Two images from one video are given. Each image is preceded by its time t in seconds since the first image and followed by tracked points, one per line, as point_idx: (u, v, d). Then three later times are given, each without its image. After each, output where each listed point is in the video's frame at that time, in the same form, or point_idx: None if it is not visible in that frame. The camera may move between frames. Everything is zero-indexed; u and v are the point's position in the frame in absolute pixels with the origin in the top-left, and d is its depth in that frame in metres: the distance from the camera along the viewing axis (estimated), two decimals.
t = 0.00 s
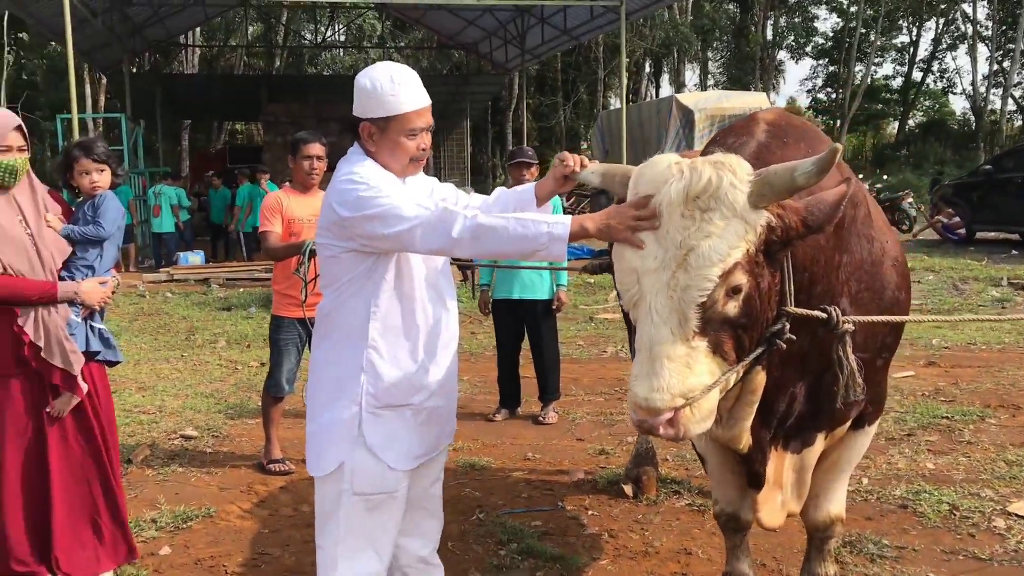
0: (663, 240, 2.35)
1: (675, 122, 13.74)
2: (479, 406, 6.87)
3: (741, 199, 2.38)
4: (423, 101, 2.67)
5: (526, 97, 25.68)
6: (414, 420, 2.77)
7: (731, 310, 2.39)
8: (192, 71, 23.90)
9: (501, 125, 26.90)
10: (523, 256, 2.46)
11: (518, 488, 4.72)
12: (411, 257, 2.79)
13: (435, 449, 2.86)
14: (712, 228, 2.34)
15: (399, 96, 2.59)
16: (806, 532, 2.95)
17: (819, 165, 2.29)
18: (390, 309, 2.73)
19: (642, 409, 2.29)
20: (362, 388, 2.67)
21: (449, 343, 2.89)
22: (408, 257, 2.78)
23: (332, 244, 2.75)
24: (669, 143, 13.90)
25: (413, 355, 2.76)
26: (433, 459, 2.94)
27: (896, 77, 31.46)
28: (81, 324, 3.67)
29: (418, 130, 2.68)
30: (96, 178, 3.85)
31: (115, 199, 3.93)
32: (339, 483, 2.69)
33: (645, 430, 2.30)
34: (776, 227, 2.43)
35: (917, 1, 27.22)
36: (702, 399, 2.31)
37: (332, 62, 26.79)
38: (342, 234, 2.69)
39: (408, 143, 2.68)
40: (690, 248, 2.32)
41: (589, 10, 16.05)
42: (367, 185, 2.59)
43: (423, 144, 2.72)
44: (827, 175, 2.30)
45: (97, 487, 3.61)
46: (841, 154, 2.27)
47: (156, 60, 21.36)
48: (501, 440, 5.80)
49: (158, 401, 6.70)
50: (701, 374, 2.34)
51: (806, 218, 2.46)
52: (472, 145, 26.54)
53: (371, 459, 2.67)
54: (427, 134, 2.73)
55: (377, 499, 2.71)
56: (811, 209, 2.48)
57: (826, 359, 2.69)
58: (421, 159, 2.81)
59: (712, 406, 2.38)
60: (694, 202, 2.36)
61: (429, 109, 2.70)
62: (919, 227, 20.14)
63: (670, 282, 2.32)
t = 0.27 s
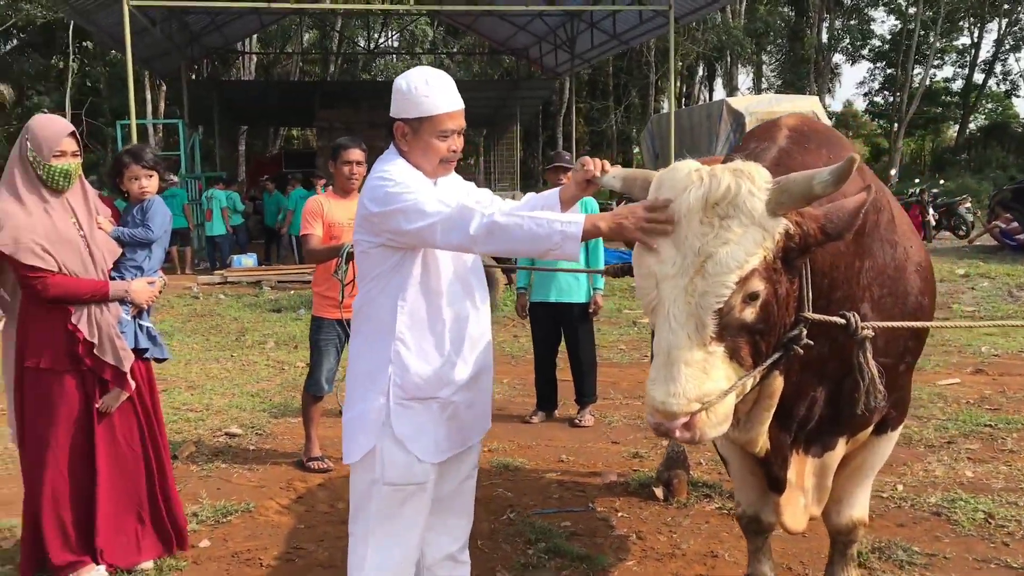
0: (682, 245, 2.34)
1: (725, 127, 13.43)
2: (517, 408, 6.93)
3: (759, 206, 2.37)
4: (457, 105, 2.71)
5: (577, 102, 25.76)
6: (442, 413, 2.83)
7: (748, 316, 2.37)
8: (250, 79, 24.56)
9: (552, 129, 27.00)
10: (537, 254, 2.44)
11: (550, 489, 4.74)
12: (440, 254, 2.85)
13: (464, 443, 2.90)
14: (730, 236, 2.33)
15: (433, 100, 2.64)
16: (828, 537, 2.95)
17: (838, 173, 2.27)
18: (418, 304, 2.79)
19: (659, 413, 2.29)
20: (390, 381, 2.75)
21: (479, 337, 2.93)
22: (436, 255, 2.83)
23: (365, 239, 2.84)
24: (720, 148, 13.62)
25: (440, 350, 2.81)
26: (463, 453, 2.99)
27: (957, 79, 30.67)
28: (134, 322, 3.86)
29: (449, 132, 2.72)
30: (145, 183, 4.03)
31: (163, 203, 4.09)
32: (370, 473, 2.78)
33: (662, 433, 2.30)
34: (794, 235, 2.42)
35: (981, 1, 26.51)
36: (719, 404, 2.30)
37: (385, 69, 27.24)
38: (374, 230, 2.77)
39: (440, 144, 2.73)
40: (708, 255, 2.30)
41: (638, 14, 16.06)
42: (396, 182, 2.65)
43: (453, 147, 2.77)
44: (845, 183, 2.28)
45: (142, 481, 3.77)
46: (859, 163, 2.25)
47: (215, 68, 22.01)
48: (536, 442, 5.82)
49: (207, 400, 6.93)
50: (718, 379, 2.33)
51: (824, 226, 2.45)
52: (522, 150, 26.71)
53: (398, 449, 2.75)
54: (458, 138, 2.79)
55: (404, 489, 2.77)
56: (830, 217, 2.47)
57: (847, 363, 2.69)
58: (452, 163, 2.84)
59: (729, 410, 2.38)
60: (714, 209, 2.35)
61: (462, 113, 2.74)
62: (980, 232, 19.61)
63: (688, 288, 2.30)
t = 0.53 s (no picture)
0: (683, 248, 2.39)
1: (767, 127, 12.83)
2: (546, 410, 6.99)
3: (759, 210, 2.40)
4: (474, 113, 2.75)
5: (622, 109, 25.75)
6: (456, 409, 2.91)
7: (749, 316, 2.41)
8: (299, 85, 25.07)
9: (596, 136, 27.02)
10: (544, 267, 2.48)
11: (572, 490, 4.76)
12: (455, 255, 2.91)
13: (479, 439, 2.97)
14: (730, 238, 2.37)
15: (452, 108, 2.69)
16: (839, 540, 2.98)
17: (835, 177, 2.25)
18: (434, 304, 2.86)
19: (661, 410, 2.32)
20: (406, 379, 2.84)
21: (493, 336, 3.00)
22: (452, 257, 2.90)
23: (383, 241, 2.91)
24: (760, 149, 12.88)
25: (455, 349, 2.89)
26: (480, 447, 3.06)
27: (1013, 85, 29.90)
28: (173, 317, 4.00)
29: (466, 140, 2.77)
30: (182, 186, 4.18)
31: (200, 206, 4.25)
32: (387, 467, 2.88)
33: (664, 431, 2.32)
34: (794, 237, 2.45)
35: None
36: (720, 402, 2.33)
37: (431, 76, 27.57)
38: (392, 233, 2.85)
39: (457, 152, 2.77)
40: (708, 257, 2.35)
41: (680, 21, 16.04)
42: (415, 188, 2.72)
43: (471, 154, 2.81)
44: (841, 186, 2.27)
45: (175, 471, 3.92)
46: (855, 166, 2.22)
47: (265, 76, 22.54)
48: (562, 444, 5.83)
49: (245, 398, 7.14)
50: (719, 379, 2.36)
51: (824, 229, 2.48)
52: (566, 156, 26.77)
53: (415, 443, 2.84)
54: (476, 146, 2.83)
55: (422, 481, 2.87)
56: (830, 220, 2.49)
57: (851, 365, 2.73)
58: (471, 169, 2.90)
59: (730, 408, 2.40)
60: (714, 213, 2.39)
61: (480, 123, 2.79)
62: None
63: (689, 289, 2.35)
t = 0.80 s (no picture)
0: (679, 249, 2.41)
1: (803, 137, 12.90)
2: (567, 413, 7.03)
3: (753, 212, 2.43)
4: (479, 117, 2.79)
5: (656, 116, 25.69)
6: (471, 410, 2.90)
7: (745, 316, 2.43)
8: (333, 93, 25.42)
9: (630, 143, 26.96)
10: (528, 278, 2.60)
11: (587, 492, 4.74)
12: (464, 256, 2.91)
13: (495, 439, 2.96)
14: (725, 240, 2.39)
15: (457, 113, 2.75)
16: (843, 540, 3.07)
17: (825, 180, 2.31)
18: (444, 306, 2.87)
19: (659, 408, 2.32)
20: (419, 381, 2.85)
21: (507, 336, 2.98)
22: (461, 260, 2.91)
23: (393, 246, 2.97)
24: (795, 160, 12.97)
25: (467, 348, 2.88)
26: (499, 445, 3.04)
27: None
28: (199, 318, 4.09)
29: (470, 144, 2.80)
30: (207, 191, 4.20)
31: (225, 210, 4.31)
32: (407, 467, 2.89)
33: (662, 428, 2.33)
34: (788, 239, 2.49)
35: None
36: (717, 399, 2.35)
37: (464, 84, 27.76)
38: (399, 239, 2.89)
39: (460, 157, 2.81)
40: (704, 258, 2.37)
41: (711, 27, 16.00)
42: (419, 196, 2.79)
43: (475, 159, 2.85)
44: (832, 190, 2.31)
45: (198, 468, 4.03)
46: (845, 170, 2.27)
47: (300, 84, 22.91)
48: (580, 446, 5.78)
49: (271, 400, 7.27)
50: (715, 377, 2.38)
51: (817, 231, 2.51)
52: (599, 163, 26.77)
53: (430, 443, 2.84)
54: (481, 150, 2.86)
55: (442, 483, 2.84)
56: (824, 222, 2.52)
57: (852, 366, 2.83)
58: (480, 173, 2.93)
59: (727, 405, 2.42)
60: (710, 215, 2.42)
61: (485, 127, 2.82)
62: None
63: (686, 289, 2.37)
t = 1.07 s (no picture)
0: (677, 258, 2.42)
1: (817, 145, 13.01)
2: (576, 420, 7.04)
3: (747, 220, 2.45)
4: (472, 127, 2.75)
5: (670, 125, 25.71)
6: (479, 422, 2.77)
7: (742, 322, 2.45)
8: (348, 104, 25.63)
9: (645, 152, 26.95)
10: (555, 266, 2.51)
11: (593, 499, 4.75)
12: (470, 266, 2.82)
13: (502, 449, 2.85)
14: (720, 248, 2.41)
15: (450, 124, 2.70)
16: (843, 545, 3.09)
17: (816, 187, 2.34)
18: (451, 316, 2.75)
19: (659, 416, 2.33)
20: (425, 395, 2.72)
21: (511, 345, 2.88)
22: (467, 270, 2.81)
23: (395, 258, 2.83)
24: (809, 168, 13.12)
25: (474, 359, 2.77)
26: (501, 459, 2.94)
27: None
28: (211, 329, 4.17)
29: (466, 154, 2.75)
30: (219, 204, 4.28)
31: (236, 221, 4.30)
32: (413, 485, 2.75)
33: (663, 436, 2.33)
34: (782, 247, 2.51)
35: None
36: (718, 406, 2.35)
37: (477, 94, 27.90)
38: (406, 252, 2.76)
39: (458, 167, 2.76)
40: (700, 266, 2.39)
41: (723, 36, 16.03)
42: (426, 205, 2.69)
43: (472, 168, 2.79)
44: (825, 196, 2.36)
45: (206, 476, 4.07)
46: (836, 176, 2.30)
47: (315, 95, 23.12)
48: (588, 454, 5.80)
49: (282, 408, 7.34)
50: (715, 384, 2.38)
51: (811, 238, 2.53)
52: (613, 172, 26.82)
53: (438, 458, 2.70)
54: (477, 159, 2.81)
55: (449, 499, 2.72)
56: (817, 230, 2.54)
57: (850, 373, 2.86)
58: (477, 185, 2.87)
59: (727, 413, 2.41)
60: (705, 224, 2.44)
61: (479, 137, 2.78)
62: None
63: (683, 297, 2.39)
